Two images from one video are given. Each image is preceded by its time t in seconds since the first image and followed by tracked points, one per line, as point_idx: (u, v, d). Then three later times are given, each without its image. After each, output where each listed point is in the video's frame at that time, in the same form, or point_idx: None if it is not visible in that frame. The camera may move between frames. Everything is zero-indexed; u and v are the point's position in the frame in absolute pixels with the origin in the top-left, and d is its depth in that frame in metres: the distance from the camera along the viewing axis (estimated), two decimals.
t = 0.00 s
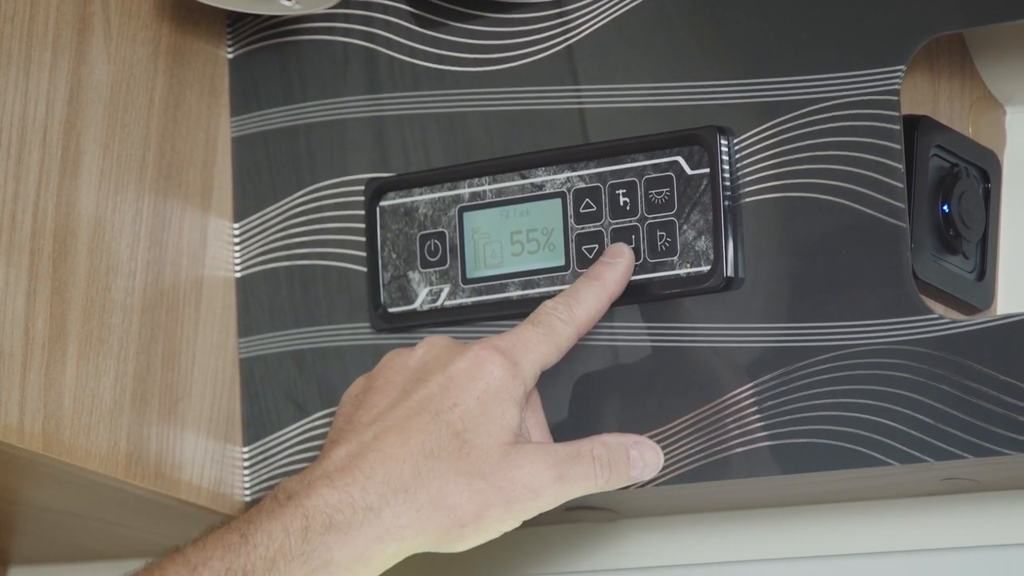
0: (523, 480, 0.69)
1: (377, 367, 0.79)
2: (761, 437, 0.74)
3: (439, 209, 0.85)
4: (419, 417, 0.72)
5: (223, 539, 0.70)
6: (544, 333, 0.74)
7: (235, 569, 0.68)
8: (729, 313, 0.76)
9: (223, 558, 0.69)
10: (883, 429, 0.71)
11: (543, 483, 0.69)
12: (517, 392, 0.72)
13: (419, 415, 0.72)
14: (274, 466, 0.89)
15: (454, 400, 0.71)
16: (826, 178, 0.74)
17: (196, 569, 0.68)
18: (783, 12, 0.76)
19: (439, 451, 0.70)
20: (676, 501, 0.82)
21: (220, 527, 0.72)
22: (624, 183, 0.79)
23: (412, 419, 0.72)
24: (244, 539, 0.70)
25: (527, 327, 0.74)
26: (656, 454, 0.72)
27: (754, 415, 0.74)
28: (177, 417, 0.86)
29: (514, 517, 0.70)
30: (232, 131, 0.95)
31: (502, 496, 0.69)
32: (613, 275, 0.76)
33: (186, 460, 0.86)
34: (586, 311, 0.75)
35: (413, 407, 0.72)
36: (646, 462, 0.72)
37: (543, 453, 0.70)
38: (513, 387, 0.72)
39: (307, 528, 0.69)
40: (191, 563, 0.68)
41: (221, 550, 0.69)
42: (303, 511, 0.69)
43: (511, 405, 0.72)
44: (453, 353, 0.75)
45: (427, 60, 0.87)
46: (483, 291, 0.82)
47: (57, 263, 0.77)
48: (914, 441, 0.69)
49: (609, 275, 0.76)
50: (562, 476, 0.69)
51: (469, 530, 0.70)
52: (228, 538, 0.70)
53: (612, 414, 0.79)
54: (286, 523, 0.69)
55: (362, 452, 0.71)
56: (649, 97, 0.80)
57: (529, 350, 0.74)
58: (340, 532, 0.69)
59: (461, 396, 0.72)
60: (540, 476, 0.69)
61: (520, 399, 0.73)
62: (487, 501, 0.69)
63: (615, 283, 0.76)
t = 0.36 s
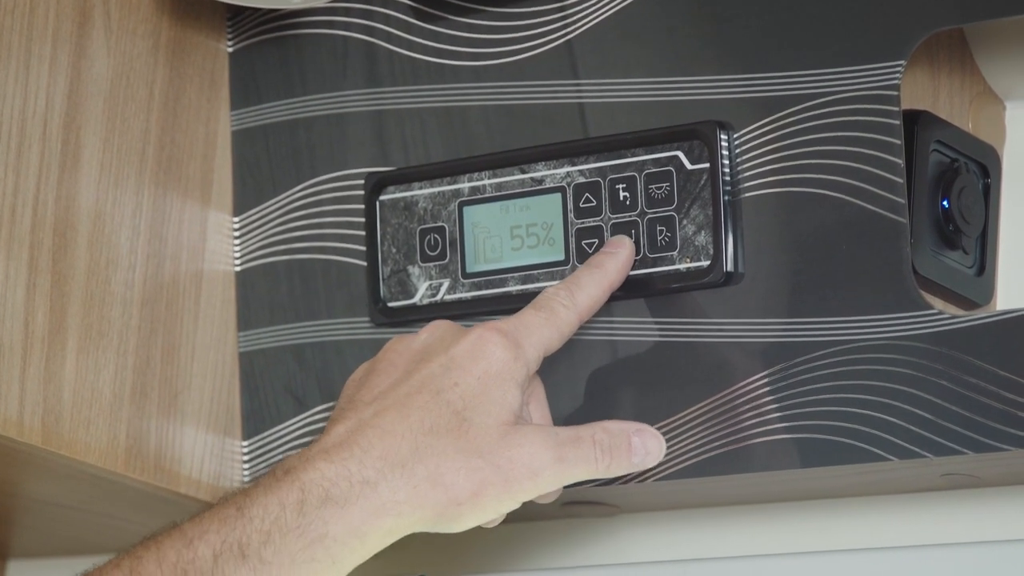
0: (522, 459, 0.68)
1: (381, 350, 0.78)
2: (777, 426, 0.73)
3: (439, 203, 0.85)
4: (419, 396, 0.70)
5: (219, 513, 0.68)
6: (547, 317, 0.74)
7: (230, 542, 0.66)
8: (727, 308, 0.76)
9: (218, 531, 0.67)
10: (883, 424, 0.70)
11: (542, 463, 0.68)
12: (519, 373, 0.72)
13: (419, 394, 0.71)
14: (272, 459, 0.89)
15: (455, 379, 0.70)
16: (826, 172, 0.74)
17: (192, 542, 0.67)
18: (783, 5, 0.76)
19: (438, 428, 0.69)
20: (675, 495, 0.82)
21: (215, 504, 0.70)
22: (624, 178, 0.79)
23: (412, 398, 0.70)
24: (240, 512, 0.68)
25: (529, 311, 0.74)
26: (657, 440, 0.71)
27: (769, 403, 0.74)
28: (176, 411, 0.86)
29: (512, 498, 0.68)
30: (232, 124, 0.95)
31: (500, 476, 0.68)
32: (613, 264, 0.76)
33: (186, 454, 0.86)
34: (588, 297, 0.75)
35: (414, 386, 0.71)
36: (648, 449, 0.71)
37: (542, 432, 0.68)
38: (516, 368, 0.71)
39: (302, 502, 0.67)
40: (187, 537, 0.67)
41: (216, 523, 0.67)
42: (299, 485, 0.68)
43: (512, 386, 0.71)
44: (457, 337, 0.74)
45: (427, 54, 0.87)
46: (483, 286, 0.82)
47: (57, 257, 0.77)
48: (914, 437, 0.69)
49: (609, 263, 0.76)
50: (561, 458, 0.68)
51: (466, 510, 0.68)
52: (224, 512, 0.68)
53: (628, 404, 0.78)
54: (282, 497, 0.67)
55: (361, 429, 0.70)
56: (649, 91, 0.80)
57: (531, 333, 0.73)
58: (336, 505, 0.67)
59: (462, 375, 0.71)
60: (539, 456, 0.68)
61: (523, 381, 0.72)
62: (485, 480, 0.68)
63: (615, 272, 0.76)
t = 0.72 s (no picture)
0: (523, 466, 0.67)
1: (383, 353, 0.77)
2: (785, 423, 0.73)
3: (446, 205, 0.85)
4: (420, 400, 0.69)
5: (221, 517, 0.68)
6: (550, 326, 0.73)
7: (230, 548, 0.66)
8: (734, 311, 0.76)
9: (220, 536, 0.67)
10: (890, 428, 0.70)
11: (544, 470, 0.67)
12: (520, 378, 0.71)
13: (421, 398, 0.69)
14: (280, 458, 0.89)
15: (456, 384, 0.69)
16: (834, 176, 0.74)
17: (194, 547, 0.67)
18: (790, 10, 0.76)
19: (440, 433, 0.68)
20: (681, 499, 0.82)
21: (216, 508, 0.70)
22: (632, 180, 0.79)
23: (413, 402, 0.69)
24: (242, 517, 0.68)
25: (533, 319, 0.73)
26: (659, 447, 0.70)
27: (778, 404, 0.74)
28: (183, 412, 0.86)
29: (515, 503, 0.68)
30: (239, 125, 0.95)
31: (502, 482, 0.67)
32: (621, 283, 0.75)
33: (192, 455, 0.86)
34: (593, 312, 0.74)
35: (415, 389, 0.70)
36: (648, 455, 0.70)
37: (543, 439, 0.67)
38: (517, 374, 0.70)
39: (304, 507, 0.66)
40: (189, 541, 0.67)
41: (218, 527, 0.67)
42: (301, 490, 0.67)
43: (513, 391, 0.70)
44: (459, 339, 0.73)
45: (433, 56, 0.87)
46: (490, 288, 0.82)
47: (64, 258, 0.77)
48: (921, 440, 0.69)
49: (617, 281, 0.75)
50: (562, 465, 0.67)
51: (468, 514, 0.67)
52: (226, 516, 0.68)
53: (639, 409, 0.78)
54: (284, 502, 0.67)
55: (363, 432, 0.69)
56: (655, 95, 0.80)
57: (534, 341, 0.72)
58: (339, 512, 0.66)
59: (464, 379, 0.70)
60: (541, 462, 0.67)
61: (524, 387, 0.71)
62: (488, 486, 0.67)
63: (622, 290, 0.75)
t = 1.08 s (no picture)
0: (542, 460, 0.67)
1: (401, 346, 0.77)
2: (808, 422, 0.73)
3: (459, 208, 0.85)
4: (440, 393, 0.70)
5: (239, 509, 0.68)
6: (568, 321, 0.73)
7: (249, 541, 0.66)
8: (746, 315, 0.76)
9: (239, 528, 0.67)
10: (903, 432, 0.70)
11: (563, 465, 0.67)
12: (540, 373, 0.71)
13: (440, 391, 0.70)
14: (289, 461, 0.89)
15: (475, 376, 0.70)
16: (848, 179, 0.74)
17: (212, 539, 0.66)
18: (804, 12, 0.76)
19: (458, 427, 0.68)
20: (692, 501, 0.82)
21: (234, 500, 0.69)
22: (645, 183, 0.79)
23: (432, 395, 0.70)
24: (260, 510, 0.67)
25: (552, 314, 0.74)
26: (678, 444, 0.70)
27: (802, 405, 0.74)
28: (196, 414, 0.86)
29: (533, 498, 0.68)
30: (252, 127, 0.95)
31: (521, 476, 0.67)
32: (638, 279, 0.76)
33: (204, 456, 0.86)
34: (610, 307, 0.75)
35: (434, 382, 0.71)
36: (667, 452, 0.69)
37: (562, 434, 0.67)
38: (537, 369, 0.71)
39: (322, 499, 0.66)
40: (207, 533, 0.67)
41: (236, 520, 0.67)
42: (319, 482, 0.67)
43: (533, 385, 0.70)
44: (478, 334, 0.74)
45: (445, 58, 0.87)
46: (503, 291, 0.82)
47: (77, 260, 0.77)
48: (934, 445, 0.69)
49: (634, 277, 0.76)
50: (581, 459, 0.67)
51: (486, 508, 0.67)
52: (244, 508, 0.68)
53: (663, 409, 0.78)
54: (302, 494, 0.67)
55: (382, 425, 0.69)
56: (668, 98, 0.80)
57: (553, 335, 0.72)
58: (357, 503, 0.66)
59: (483, 372, 0.70)
60: (559, 456, 0.67)
61: (544, 382, 0.71)
62: (506, 481, 0.67)
63: (639, 286, 0.76)
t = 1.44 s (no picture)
0: (552, 443, 0.67)
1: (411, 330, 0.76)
2: (826, 422, 0.73)
3: (471, 212, 0.85)
4: (449, 376, 0.69)
5: (249, 492, 0.66)
6: (578, 306, 0.73)
7: (260, 524, 0.65)
8: (756, 320, 0.76)
9: (249, 512, 0.65)
10: (915, 438, 0.70)
11: (573, 450, 0.67)
12: (549, 357, 0.70)
13: (449, 374, 0.69)
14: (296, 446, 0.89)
15: (485, 360, 0.69)
16: (860, 186, 0.74)
17: (222, 524, 0.65)
18: (818, 17, 0.76)
19: (468, 410, 0.67)
20: (702, 506, 0.82)
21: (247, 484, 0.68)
22: (656, 189, 0.79)
23: (442, 377, 0.69)
24: (271, 493, 0.66)
25: (561, 299, 0.73)
26: (686, 429, 0.71)
27: (820, 405, 0.73)
28: (206, 417, 0.86)
29: (544, 482, 0.68)
30: (263, 130, 0.95)
31: (530, 459, 0.67)
32: (647, 265, 0.76)
33: (214, 458, 0.86)
34: (618, 292, 0.75)
35: (443, 366, 0.70)
36: (676, 438, 0.71)
37: (573, 417, 0.67)
38: (547, 353, 0.70)
39: (333, 482, 0.65)
40: (218, 517, 0.65)
41: (246, 504, 0.66)
42: (329, 466, 0.66)
43: (543, 369, 0.70)
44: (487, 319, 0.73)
45: (457, 61, 0.87)
46: (514, 295, 0.82)
47: (88, 262, 0.77)
48: (945, 452, 0.69)
49: (643, 263, 0.76)
50: (591, 444, 0.67)
51: (496, 492, 0.67)
52: (254, 492, 0.66)
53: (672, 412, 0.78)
54: (312, 478, 0.66)
55: (391, 409, 0.68)
56: (680, 102, 0.79)
57: (563, 319, 0.72)
58: (367, 485, 0.65)
59: (493, 356, 0.69)
60: (569, 439, 0.67)
61: (553, 366, 0.70)
62: (515, 464, 0.67)
63: (648, 272, 0.76)
